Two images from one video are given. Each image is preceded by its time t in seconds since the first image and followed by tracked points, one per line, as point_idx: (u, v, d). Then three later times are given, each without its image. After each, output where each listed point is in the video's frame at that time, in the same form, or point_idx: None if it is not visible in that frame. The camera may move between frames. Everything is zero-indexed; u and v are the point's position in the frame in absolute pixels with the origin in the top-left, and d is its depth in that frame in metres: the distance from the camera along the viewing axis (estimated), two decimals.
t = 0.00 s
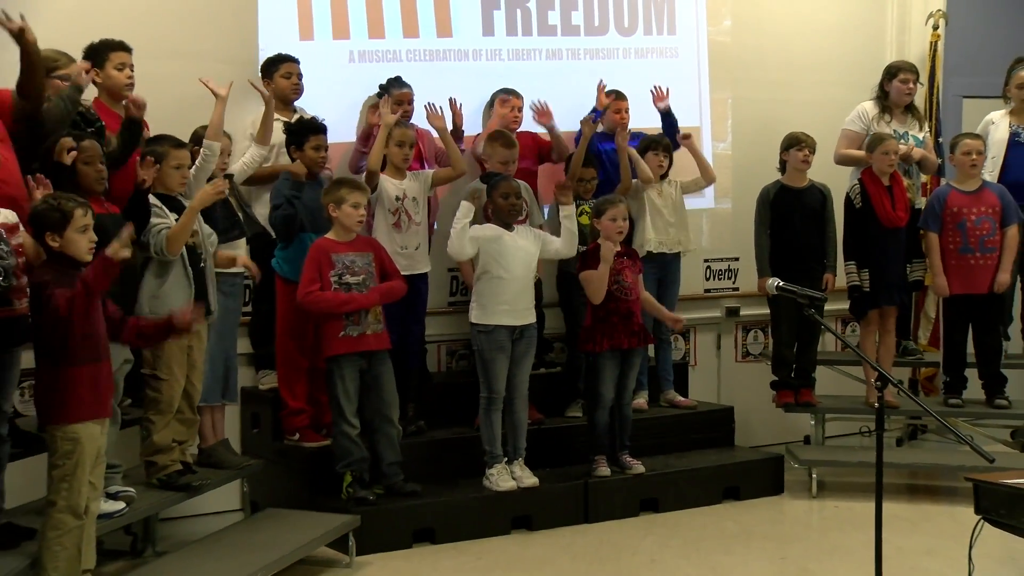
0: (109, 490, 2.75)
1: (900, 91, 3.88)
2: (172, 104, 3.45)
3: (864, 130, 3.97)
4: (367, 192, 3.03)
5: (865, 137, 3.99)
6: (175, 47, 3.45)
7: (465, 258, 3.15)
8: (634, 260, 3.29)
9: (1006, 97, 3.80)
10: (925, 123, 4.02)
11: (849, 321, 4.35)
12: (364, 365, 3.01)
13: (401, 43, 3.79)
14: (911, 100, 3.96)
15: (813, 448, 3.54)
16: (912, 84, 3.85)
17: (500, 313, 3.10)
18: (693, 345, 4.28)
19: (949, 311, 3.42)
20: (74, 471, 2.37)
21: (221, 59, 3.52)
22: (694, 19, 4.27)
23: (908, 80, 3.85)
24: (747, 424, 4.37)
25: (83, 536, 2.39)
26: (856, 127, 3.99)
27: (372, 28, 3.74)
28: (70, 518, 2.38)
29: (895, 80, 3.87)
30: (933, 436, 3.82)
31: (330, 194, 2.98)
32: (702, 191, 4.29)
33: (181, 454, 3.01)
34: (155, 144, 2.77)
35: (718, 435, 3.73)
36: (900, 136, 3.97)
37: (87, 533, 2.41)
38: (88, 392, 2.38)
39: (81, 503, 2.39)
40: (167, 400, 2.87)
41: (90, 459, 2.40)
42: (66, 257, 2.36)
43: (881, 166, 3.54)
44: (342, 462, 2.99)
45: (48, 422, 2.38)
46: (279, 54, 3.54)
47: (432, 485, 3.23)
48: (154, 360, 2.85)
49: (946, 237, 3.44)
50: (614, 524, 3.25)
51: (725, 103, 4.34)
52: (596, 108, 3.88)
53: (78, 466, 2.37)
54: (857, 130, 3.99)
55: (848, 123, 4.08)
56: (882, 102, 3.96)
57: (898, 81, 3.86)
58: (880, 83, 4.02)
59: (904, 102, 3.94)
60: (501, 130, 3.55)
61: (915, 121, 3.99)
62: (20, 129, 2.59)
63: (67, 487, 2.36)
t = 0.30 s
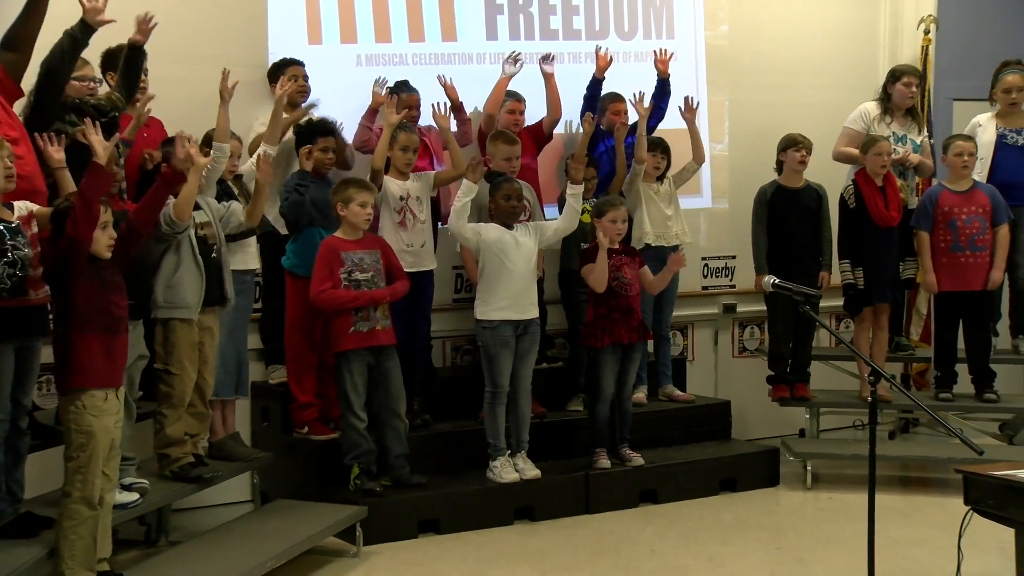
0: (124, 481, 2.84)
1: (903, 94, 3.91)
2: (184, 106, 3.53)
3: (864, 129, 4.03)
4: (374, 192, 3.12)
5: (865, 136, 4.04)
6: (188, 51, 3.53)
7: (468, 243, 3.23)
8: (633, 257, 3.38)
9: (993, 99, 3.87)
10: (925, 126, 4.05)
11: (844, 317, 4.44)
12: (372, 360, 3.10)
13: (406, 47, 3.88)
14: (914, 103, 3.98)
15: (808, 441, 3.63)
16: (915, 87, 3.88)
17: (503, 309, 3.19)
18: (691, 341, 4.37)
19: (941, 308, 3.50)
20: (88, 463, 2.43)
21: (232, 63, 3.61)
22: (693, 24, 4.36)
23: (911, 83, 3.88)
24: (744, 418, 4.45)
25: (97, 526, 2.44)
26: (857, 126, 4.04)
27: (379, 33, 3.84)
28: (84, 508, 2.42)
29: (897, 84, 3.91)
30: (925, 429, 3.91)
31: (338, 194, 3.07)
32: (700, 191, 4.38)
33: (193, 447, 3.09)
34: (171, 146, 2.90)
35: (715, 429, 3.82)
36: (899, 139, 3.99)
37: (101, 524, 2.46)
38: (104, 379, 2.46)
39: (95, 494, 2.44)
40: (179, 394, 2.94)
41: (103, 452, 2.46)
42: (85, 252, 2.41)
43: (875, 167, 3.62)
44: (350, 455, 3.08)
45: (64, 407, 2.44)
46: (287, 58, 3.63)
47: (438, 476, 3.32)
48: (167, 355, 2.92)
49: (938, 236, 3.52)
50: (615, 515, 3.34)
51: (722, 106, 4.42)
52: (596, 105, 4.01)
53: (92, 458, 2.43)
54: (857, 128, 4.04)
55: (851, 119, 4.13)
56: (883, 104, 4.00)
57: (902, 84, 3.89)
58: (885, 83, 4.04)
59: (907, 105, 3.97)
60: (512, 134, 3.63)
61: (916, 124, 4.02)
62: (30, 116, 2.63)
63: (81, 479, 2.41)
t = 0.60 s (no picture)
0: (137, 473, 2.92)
1: (901, 96, 3.99)
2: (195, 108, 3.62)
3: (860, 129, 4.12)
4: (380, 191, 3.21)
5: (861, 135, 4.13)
6: (200, 53, 3.62)
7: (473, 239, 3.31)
8: (632, 253, 3.47)
9: (984, 101, 3.94)
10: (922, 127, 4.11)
11: (837, 313, 4.53)
12: (379, 354, 3.19)
13: (411, 50, 3.97)
14: (912, 105, 4.05)
15: (802, 433, 3.72)
16: (913, 90, 3.95)
17: (505, 304, 3.28)
18: (688, 336, 4.46)
19: (933, 303, 3.58)
20: (102, 454, 2.50)
21: (241, 65, 3.69)
22: (690, 28, 4.45)
23: (910, 86, 3.96)
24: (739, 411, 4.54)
25: (110, 515, 2.50)
26: (853, 125, 4.13)
27: (385, 36, 3.94)
28: (97, 498, 2.49)
29: (897, 86, 3.98)
30: (917, 422, 3.99)
31: (346, 193, 3.16)
32: (697, 190, 4.46)
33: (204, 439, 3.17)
34: (184, 147, 3.03)
35: (712, 422, 3.90)
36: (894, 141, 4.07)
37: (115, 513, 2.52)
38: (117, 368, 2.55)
39: (108, 484, 2.50)
40: (191, 386, 3.03)
41: (116, 444, 2.53)
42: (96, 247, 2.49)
43: (869, 167, 3.70)
44: (357, 446, 3.18)
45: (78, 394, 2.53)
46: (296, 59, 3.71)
47: (441, 467, 3.42)
48: (180, 350, 3.01)
49: (930, 233, 3.59)
50: (614, 504, 3.43)
51: (718, 107, 4.51)
52: (599, 104, 4.07)
53: (106, 451, 2.50)
54: (854, 128, 4.12)
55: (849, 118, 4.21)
56: (881, 105, 4.07)
57: (901, 86, 3.97)
58: (884, 84, 4.12)
59: (905, 107, 4.04)
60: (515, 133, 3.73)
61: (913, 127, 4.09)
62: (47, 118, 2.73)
63: (95, 470, 2.49)
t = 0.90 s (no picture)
0: (148, 465, 3.02)
1: (894, 98, 4.06)
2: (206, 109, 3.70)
3: (854, 129, 4.21)
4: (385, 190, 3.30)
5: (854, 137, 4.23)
6: (210, 57, 3.70)
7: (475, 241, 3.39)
8: (631, 252, 3.56)
9: (974, 101, 4.01)
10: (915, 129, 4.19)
11: (831, 310, 4.62)
12: (384, 349, 3.28)
13: (416, 54, 4.06)
14: (905, 107, 4.13)
15: (797, 426, 3.81)
16: (906, 93, 4.02)
17: (507, 301, 3.37)
18: (686, 332, 4.54)
19: (926, 300, 3.67)
20: (116, 447, 2.58)
21: (250, 68, 3.78)
22: (688, 31, 4.54)
23: (903, 88, 4.02)
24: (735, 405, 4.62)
25: (124, 507, 2.60)
26: (847, 127, 4.23)
27: (390, 39, 4.02)
28: (111, 490, 2.58)
29: (890, 88, 4.06)
30: (909, 416, 4.08)
31: (351, 194, 3.25)
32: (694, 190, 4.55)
33: (215, 433, 3.28)
34: (193, 148, 3.10)
35: (708, 416, 3.99)
36: (886, 141, 4.15)
37: (129, 505, 2.62)
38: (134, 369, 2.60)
39: (122, 477, 2.59)
40: (203, 380, 3.11)
41: (131, 437, 2.61)
42: (110, 249, 2.57)
43: (862, 168, 3.79)
44: (364, 438, 3.27)
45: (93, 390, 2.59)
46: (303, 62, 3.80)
47: (445, 459, 3.51)
48: (191, 345, 3.10)
49: (922, 232, 3.68)
50: (613, 495, 3.52)
51: (715, 109, 4.60)
52: (596, 110, 4.18)
53: (121, 443, 2.58)
54: (847, 129, 4.22)
55: (843, 121, 4.30)
56: (875, 107, 4.15)
57: (893, 88, 4.04)
58: (878, 87, 4.19)
59: (898, 109, 4.12)
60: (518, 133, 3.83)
61: (906, 128, 4.17)
62: (64, 128, 2.82)
63: (110, 462, 2.57)
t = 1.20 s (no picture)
0: (161, 458, 3.11)
1: (885, 100, 4.13)
2: (217, 111, 3.79)
3: (846, 131, 4.30)
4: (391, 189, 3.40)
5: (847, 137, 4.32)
6: (221, 60, 3.79)
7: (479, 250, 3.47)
8: (631, 251, 3.66)
9: (966, 105, 4.10)
10: (907, 130, 4.25)
11: (826, 307, 4.71)
12: (390, 345, 3.37)
13: (422, 58, 4.15)
14: (897, 109, 4.20)
15: (792, 420, 3.90)
16: (897, 94, 4.09)
17: (511, 299, 3.46)
18: (684, 328, 4.63)
19: (919, 298, 3.75)
20: (129, 441, 2.67)
21: (261, 72, 3.87)
22: (687, 36, 4.63)
23: (894, 90, 4.09)
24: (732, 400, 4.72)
25: (137, 498, 2.69)
26: (839, 129, 4.32)
27: (397, 44, 4.12)
28: (125, 482, 2.67)
29: (881, 90, 4.13)
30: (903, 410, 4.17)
31: (358, 194, 3.35)
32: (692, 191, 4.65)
33: (225, 426, 3.38)
34: (202, 151, 3.16)
35: (705, 410, 4.09)
36: (878, 142, 4.22)
37: (142, 496, 2.71)
38: (144, 367, 2.68)
39: (135, 469, 2.68)
40: (213, 375, 3.21)
41: (143, 430, 2.70)
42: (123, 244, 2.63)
43: (855, 168, 3.86)
44: (369, 433, 3.37)
45: (107, 388, 2.67)
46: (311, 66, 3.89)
47: (450, 453, 3.61)
48: (201, 341, 3.20)
49: (916, 231, 3.75)
50: (613, 487, 3.62)
51: (712, 112, 4.69)
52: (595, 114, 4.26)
53: (133, 436, 2.67)
54: (840, 131, 4.31)
55: (837, 122, 4.40)
56: (867, 109, 4.23)
57: (884, 90, 4.12)
58: (870, 89, 4.26)
59: (891, 111, 4.19)
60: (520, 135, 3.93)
61: (898, 128, 4.23)
62: (79, 139, 3.01)
63: (123, 455, 2.66)
